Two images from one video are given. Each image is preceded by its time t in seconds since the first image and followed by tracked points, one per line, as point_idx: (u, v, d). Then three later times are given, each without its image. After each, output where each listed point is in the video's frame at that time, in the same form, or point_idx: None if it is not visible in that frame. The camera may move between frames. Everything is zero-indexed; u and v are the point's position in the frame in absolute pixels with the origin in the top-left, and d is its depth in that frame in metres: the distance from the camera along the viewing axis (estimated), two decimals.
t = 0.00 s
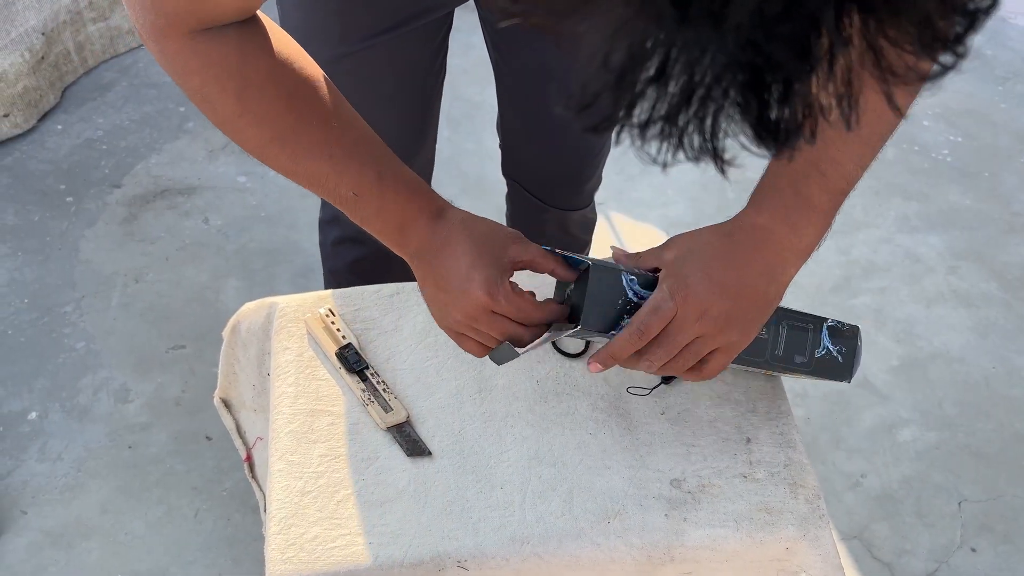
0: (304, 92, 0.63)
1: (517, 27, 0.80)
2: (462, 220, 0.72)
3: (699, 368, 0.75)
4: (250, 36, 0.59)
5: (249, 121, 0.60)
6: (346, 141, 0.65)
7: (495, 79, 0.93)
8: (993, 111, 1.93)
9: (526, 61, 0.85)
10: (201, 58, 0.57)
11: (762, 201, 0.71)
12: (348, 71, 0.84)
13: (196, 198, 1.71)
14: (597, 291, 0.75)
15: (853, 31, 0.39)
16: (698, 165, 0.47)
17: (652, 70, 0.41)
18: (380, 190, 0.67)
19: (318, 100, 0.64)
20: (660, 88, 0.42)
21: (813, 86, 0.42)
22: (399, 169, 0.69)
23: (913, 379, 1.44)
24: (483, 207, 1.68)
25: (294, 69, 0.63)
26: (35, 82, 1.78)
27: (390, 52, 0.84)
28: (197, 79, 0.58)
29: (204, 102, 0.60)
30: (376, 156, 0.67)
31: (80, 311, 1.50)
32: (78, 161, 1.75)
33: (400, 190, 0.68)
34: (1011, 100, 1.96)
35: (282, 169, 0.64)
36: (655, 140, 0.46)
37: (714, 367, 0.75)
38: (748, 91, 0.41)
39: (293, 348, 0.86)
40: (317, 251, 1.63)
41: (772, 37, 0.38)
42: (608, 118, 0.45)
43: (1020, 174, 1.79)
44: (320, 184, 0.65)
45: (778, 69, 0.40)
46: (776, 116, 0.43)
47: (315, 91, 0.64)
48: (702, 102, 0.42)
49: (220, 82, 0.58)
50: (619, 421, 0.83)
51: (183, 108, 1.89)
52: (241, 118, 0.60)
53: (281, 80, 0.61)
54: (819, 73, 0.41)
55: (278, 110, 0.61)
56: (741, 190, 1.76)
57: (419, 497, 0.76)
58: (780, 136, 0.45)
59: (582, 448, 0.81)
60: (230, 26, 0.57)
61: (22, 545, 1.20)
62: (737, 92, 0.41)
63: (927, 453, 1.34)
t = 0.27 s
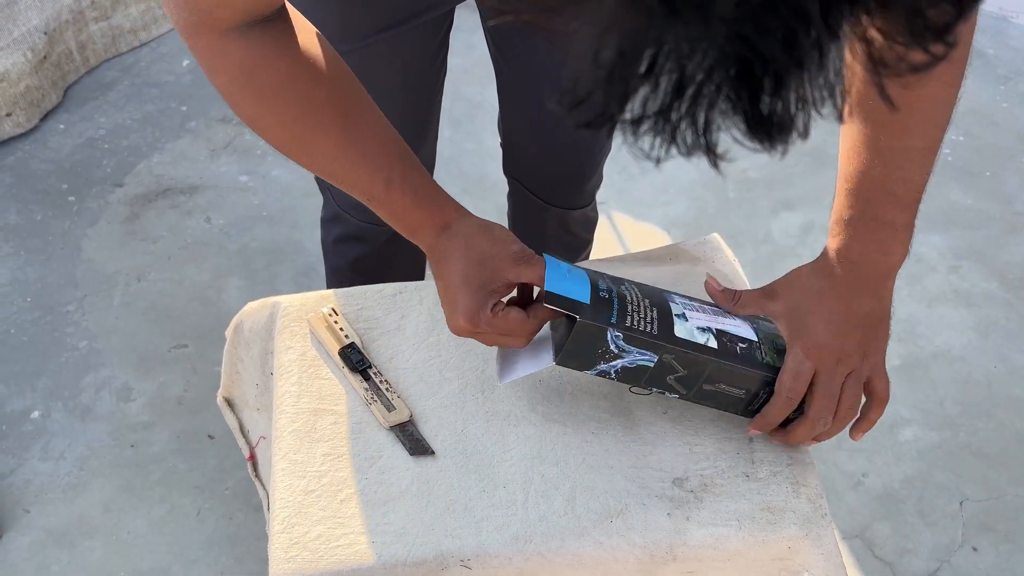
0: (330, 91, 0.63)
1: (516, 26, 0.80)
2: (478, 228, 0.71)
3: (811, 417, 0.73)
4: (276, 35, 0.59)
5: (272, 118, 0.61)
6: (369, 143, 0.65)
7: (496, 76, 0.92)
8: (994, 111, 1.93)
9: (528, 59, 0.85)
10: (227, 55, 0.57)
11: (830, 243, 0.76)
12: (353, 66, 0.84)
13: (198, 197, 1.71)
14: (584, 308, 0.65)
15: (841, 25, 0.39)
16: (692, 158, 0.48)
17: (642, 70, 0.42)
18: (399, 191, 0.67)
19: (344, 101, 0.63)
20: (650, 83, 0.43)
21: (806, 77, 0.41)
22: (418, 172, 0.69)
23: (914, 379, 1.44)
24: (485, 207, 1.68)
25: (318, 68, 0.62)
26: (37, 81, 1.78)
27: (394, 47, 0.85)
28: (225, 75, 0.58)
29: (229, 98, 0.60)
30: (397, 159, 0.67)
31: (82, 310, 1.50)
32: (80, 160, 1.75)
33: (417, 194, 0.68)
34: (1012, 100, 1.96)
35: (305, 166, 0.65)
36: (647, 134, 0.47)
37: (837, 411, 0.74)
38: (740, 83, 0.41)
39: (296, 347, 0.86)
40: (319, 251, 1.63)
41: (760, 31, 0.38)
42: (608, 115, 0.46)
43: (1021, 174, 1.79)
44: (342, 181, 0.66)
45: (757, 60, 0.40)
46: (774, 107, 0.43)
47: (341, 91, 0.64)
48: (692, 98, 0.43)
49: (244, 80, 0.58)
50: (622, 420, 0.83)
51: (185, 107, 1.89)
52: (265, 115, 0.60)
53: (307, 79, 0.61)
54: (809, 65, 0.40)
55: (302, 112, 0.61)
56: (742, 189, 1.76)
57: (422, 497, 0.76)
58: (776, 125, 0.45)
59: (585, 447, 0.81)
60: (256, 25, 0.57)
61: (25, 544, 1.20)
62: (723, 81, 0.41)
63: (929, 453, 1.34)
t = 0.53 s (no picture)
0: (331, 103, 0.63)
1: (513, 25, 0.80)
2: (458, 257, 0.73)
3: (848, 396, 0.72)
4: (283, 42, 0.59)
5: (270, 125, 0.60)
6: (364, 159, 0.65)
7: (495, 74, 0.92)
8: (994, 110, 1.93)
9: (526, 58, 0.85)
10: (230, 57, 0.56)
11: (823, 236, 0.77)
12: (352, 64, 0.84)
13: (198, 196, 1.71)
14: (552, 342, 0.67)
15: (881, 14, 0.37)
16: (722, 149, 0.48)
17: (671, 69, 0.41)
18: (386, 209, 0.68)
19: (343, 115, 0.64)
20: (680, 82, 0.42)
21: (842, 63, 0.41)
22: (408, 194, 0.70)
23: (914, 378, 1.44)
24: (485, 206, 1.68)
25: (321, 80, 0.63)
26: (37, 79, 1.78)
27: (393, 45, 0.85)
28: (225, 77, 0.58)
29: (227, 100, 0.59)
30: (389, 178, 0.68)
31: (82, 308, 1.50)
32: (80, 158, 1.75)
33: (405, 216, 0.69)
34: (1012, 99, 1.95)
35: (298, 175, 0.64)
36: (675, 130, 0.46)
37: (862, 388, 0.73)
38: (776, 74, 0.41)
39: (295, 345, 0.87)
40: (319, 249, 1.63)
41: (796, 24, 0.37)
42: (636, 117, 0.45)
43: (1021, 173, 1.79)
44: (333, 193, 0.66)
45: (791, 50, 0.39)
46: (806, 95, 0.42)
47: (340, 106, 0.64)
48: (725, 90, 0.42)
49: (246, 84, 0.58)
50: (621, 418, 0.83)
51: (185, 105, 1.89)
52: (264, 121, 0.60)
53: (310, 89, 0.61)
54: (844, 52, 0.39)
55: (301, 122, 0.60)
56: (742, 188, 1.76)
57: (420, 495, 0.76)
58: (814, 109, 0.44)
59: (584, 445, 0.81)
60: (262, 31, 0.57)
61: (25, 541, 1.21)
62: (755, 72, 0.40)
63: (928, 451, 1.34)
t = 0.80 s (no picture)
0: (304, 107, 0.62)
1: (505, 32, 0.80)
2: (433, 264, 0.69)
3: (902, 325, 0.65)
4: (260, 44, 0.59)
5: (235, 124, 0.60)
6: (329, 168, 0.63)
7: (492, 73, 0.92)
8: (993, 107, 1.92)
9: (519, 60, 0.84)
10: (201, 53, 0.57)
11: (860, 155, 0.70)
12: (349, 63, 0.84)
13: (197, 193, 1.70)
14: (534, 346, 0.60)
15: (830, 78, 0.41)
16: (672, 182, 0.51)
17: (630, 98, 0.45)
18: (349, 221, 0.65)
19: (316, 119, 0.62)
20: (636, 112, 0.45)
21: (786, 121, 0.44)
22: (378, 207, 0.67)
23: (912, 375, 1.44)
24: (485, 203, 1.68)
25: (299, 83, 0.61)
26: (35, 77, 1.78)
27: (390, 42, 0.85)
28: (196, 73, 0.58)
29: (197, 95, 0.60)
30: (357, 190, 0.65)
31: (80, 306, 1.50)
32: (78, 156, 1.75)
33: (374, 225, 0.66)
34: (1011, 97, 1.95)
35: (263, 176, 0.63)
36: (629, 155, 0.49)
37: (909, 315, 0.65)
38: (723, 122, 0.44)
39: (293, 342, 0.86)
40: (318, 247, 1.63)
41: (753, 79, 0.41)
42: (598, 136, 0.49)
43: (1019, 170, 1.79)
44: (294, 199, 0.64)
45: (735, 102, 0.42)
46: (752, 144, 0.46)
47: (317, 110, 0.63)
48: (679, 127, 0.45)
49: (213, 81, 0.58)
50: (619, 415, 0.83)
51: (184, 103, 1.88)
52: (229, 119, 0.60)
53: (280, 92, 0.60)
54: (796, 110, 0.43)
55: (264, 124, 0.60)
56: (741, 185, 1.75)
57: (418, 491, 0.76)
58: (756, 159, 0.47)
59: (584, 441, 0.81)
60: (242, 32, 0.58)
61: (23, 539, 1.21)
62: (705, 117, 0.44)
63: (926, 448, 1.34)
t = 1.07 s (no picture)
0: (302, 142, 0.61)
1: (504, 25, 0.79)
2: (435, 308, 0.65)
3: (915, 233, 0.63)
4: (259, 76, 0.59)
5: (230, 159, 0.59)
6: (323, 209, 0.61)
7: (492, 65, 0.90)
8: (995, 103, 1.89)
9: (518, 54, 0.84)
10: (198, 83, 0.57)
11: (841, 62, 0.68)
12: (349, 55, 0.83)
13: (194, 188, 1.69)
14: (558, 374, 0.59)
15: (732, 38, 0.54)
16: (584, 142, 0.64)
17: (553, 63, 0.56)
18: (344, 265, 0.62)
19: (313, 157, 0.61)
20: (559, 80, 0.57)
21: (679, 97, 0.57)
22: (376, 255, 0.64)
23: (913, 372, 1.43)
24: (484, 198, 1.67)
25: (299, 120, 0.61)
26: (31, 71, 1.76)
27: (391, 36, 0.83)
28: (195, 105, 0.58)
29: (196, 128, 0.59)
30: (355, 230, 0.63)
31: (76, 301, 1.49)
32: (75, 151, 1.74)
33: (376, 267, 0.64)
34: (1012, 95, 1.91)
35: (257, 217, 0.62)
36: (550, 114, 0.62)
37: (917, 226, 0.63)
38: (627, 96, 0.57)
39: (289, 337, 0.86)
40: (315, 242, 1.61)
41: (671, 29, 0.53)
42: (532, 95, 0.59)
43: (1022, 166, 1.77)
44: (287, 241, 0.62)
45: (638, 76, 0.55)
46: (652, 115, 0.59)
47: (314, 148, 0.61)
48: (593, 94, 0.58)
49: (211, 112, 0.58)
50: (619, 410, 0.82)
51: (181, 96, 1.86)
52: (223, 154, 0.59)
53: (277, 126, 0.59)
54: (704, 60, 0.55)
55: (258, 158, 0.59)
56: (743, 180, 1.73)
57: (416, 488, 0.76)
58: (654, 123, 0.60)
59: (582, 437, 0.80)
60: (243, 63, 0.58)
61: (20, 535, 1.20)
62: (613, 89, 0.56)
63: (927, 446, 1.34)
